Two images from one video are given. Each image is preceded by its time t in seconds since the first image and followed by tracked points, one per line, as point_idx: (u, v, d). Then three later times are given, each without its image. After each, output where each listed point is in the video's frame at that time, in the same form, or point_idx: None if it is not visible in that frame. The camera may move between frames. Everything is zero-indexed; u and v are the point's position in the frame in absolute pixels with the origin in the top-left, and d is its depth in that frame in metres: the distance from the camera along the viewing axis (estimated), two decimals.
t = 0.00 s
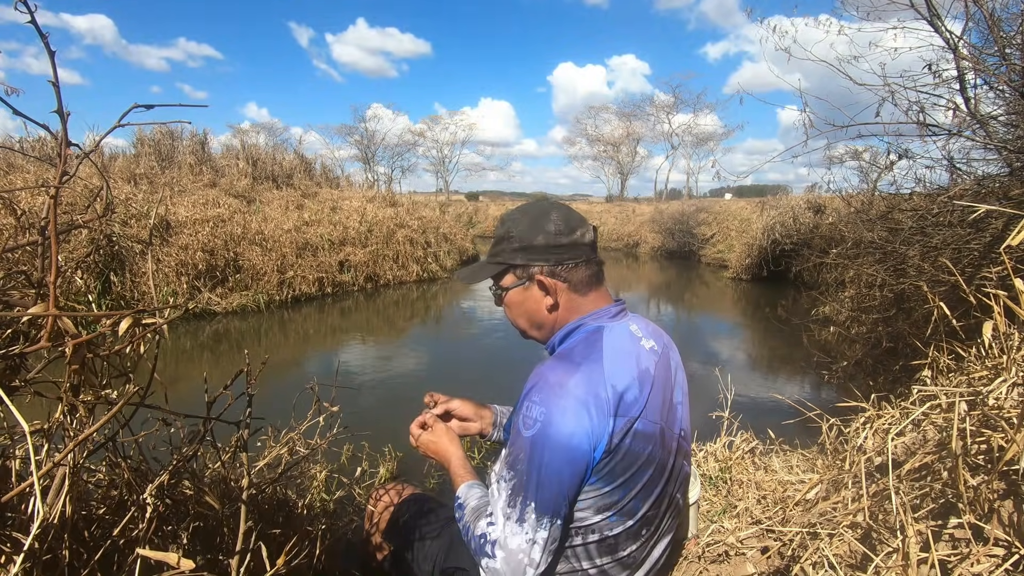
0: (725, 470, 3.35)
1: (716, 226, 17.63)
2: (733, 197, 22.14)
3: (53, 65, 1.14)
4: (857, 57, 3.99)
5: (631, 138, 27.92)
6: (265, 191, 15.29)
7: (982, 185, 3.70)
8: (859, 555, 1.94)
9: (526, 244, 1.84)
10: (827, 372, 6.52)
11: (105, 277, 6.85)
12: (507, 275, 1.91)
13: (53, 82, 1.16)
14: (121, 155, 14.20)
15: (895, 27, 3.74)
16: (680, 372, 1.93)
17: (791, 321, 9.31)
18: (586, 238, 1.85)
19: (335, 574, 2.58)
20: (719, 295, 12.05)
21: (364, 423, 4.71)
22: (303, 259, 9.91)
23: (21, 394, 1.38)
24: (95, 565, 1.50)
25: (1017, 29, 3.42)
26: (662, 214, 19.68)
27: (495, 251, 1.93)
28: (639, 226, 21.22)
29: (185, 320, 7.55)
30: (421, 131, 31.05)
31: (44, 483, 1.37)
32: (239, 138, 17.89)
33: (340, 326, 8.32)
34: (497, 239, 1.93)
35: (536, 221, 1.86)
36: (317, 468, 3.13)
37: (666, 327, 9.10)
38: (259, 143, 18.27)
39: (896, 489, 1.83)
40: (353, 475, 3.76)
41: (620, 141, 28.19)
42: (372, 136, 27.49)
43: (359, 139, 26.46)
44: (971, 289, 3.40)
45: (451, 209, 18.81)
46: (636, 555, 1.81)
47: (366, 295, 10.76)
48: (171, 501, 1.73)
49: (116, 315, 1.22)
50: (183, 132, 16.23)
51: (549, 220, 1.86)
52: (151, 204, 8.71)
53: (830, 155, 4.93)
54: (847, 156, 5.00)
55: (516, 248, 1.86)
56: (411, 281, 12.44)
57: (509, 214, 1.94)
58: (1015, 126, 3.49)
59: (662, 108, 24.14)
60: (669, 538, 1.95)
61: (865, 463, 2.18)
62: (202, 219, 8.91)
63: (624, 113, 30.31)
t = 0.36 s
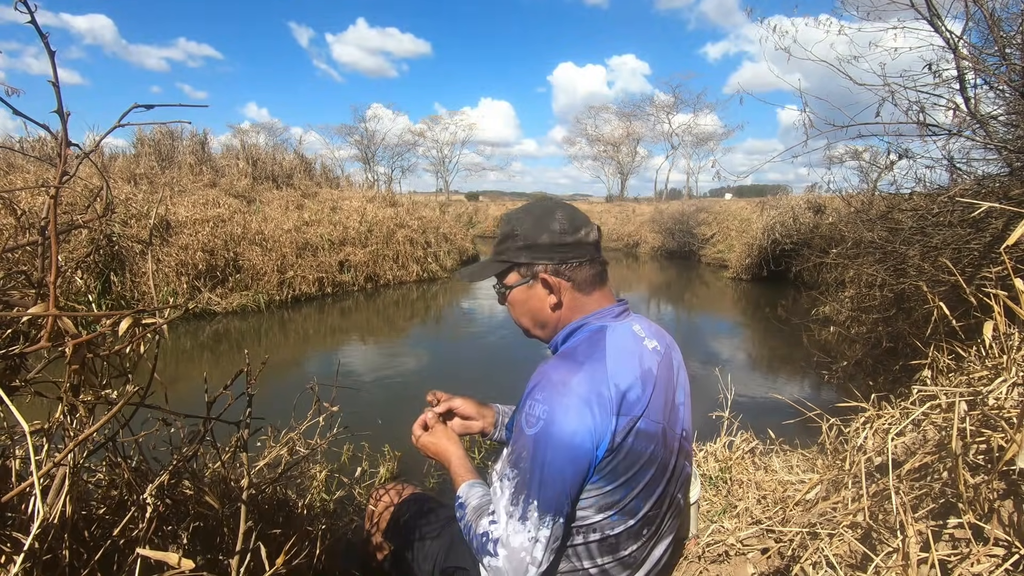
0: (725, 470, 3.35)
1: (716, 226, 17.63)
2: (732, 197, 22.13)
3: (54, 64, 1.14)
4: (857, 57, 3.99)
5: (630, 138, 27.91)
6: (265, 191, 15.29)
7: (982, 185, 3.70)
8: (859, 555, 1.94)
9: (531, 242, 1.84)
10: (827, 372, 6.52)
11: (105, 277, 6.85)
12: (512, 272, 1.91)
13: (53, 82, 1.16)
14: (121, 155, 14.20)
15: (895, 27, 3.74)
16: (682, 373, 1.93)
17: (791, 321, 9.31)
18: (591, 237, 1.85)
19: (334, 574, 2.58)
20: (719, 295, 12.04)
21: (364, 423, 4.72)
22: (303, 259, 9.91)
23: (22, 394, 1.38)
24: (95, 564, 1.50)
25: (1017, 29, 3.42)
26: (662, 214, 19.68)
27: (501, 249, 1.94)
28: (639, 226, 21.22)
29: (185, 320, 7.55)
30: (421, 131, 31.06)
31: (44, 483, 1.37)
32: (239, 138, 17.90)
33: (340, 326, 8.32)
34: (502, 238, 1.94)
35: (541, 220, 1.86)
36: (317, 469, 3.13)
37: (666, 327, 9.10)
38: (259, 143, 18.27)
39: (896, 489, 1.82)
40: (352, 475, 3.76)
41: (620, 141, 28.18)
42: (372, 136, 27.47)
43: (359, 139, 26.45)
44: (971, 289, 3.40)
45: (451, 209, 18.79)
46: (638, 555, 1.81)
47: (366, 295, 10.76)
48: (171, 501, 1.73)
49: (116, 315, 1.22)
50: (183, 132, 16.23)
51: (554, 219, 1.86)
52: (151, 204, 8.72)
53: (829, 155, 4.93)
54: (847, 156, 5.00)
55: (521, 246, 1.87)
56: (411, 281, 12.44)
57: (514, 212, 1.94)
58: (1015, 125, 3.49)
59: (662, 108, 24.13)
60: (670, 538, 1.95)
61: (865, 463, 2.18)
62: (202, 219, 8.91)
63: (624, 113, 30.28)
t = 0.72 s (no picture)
0: (725, 470, 3.35)
1: (716, 226, 17.63)
2: (732, 197, 22.12)
3: (53, 64, 1.14)
4: (857, 57, 3.99)
5: (631, 138, 27.90)
6: (265, 191, 15.29)
7: (982, 185, 3.70)
8: (859, 555, 1.94)
9: (535, 241, 1.84)
10: (827, 372, 6.52)
11: (105, 277, 6.85)
12: (515, 272, 1.92)
13: (52, 82, 1.16)
14: (121, 155, 14.20)
15: (895, 27, 3.74)
16: (685, 375, 1.92)
17: (791, 321, 9.31)
18: (595, 236, 1.84)
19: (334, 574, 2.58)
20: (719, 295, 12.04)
21: (364, 423, 4.72)
22: (303, 259, 9.91)
23: (21, 394, 1.38)
24: (95, 564, 1.50)
25: (1017, 29, 3.42)
26: (662, 214, 19.69)
27: (504, 248, 1.94)
28: (639, 226, 21.21)
29: (185, 320, 7.55)
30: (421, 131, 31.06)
31: (45, 482, 1.37)
32: (239, 138, 17.90)
33: (340, 326, 8.32)
34: (506, 236, 1.94)
35: (545, 219, 1.86)
36: (316, 469, 3.13)
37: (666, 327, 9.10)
38: (259, 143, 18.28)
39: (896, 489, 1.83)
40: (352, 475, 3.76)
41: (620, 141, 28.17)
42: (372, 136, 27.47)
43: (359, 139, 26.45)
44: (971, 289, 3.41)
45: (451, 209, 18.79)
46: (639, 556, 1.81)
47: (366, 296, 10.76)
48: (171, 501, 1.73)
49: (116, 315, 1.22)
50: (183, 132, 16.24)
51: (558, 218, 1.86)
52: (151, 204, 8.72)
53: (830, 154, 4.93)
54: (847, 156, 5.00)
55: (525, 245, 1.87)
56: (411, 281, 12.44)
57: (518, 211, 1.94)
58: (1014, 126, 3.49)
59: (662, 107, 24.13)
60: (671, 539, 1.95)
61: (865, 463, 2.18)
62: (202, 220, 8.91)
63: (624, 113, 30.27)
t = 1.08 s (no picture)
0: (725, 470, 3.35)
1: (716, 226, 17.63)
2: (732, 197, 22.12)
3: (53, 64, 1.14)
4: (857, 57, 3.99)
5: (631, 138, 27.90)
6: (265, 191, 15.29)
7: (982, 185, 3.70)
8: (859, 555, 1.93)
9: (542, 238, 1.85)
10: (827, 372, 6.52)
11: (104, 277, 6.85)
12: (523, 268, 1.92)
13: (52, 81, 1.16)
14: (121, 155, 14.20)
15: (895, 27, 3.74)
16: (688, 374, 1.94)
17: (791, 321, 9.31)
18: (602, 235, 1.85)
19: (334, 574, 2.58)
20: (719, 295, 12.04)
21: (363, 423, 4.72)
22: (303, 259, 9.91)
23: (21, 394, 1.38)
24: (95, 564, 1.50)
25: (1017, 29, 3.42)
26: (662, 214, 19.68)
27: (511, 245, 1.95)
28: (639, 226, 21.20)
29: (185, 320, 7.55)
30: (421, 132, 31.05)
31: (45, 483, 1.37)
32: (238, 138, 17.90)
33: (340, 326, 8.32)
34: (514, 234, 1.94)
35: (553, 217, 1.86)
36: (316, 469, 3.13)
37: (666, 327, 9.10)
38: (259, 143, 18.28)
39: (896, 489, 1.83)
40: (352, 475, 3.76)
41: (620, 141, 28.17)
42: (371, 136, 27.46)
43: (359, 139, 26.44)
44: (971, 289, 3.41)
45: (451, 208, 18.78)
46: (641, 551, 1.81)
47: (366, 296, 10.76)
48: (171, 501, 1.73)
49: (115, 315, 1.22)
50: (183, 132, 16.24)
51: (566, 216, 1.87)
52: (151, 204, 8.72)
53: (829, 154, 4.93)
54: (848, 156, 5.00)
55: (532, 242, 1.87)
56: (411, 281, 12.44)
57: (528, 209, 1.95)
58: (1014, 126, 3.49)
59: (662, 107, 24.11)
60: (673, 537, 1.95)
61: (865, 463, 2.18)
62: (202, 219, 8.91)
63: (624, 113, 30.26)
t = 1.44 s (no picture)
0: (725, 469, 3.35)
1: (716, 226, 17.64)
2: (732, 197, 22.13)
3: (53, 64, 1.14)
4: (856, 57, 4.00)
5: (631, 138, 27.90)
6: (265, 191, 15.29)
7: (982, 185, 3.70)
8: (859, 555, 1.93)
9: (557, 234, 1.85)
10: (827, 372, 6.52)
11: (105, 276, 6.85)
12: (538, 262, 1.92)
13: (52, 81, 1.16)
14: (121, 155, 14.20)
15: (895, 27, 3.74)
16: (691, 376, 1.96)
17: (791, 321, 9.32)
18: (615, 233, 1.86)
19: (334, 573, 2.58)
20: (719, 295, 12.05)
21: (364, 423, 4.72)
22: (303, 259, 9.91)
23: (21, 394, 1.38)
24: (95, 564, 1.50)
25: (1017, 29, 3.42)
26: (663, 214, 19.69)
27: (527, 241, 1.95)
28: (639, 226, 21.21)
29: (185, 320, 7.55)
30: (420, 132, 31.04)
31: (45, 483, 1.37)
32: (238, 138, 17.90)
33: (340, 326, 8.32)
34: (529, 229, 1.94)
35: (568, 213, 1.87)
36: (317, 469, 3.13)
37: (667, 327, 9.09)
38: (259, 143, 18.28)
39: (895, 488, 1.83)
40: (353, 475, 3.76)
41: (620, 141, 28.16)
42: (371, 136, 27.46)
43: (359, 139, 26.43)
44: (971, 289, 3.41)
45: (451, 208, 18.78)
46: (645, 543, 1.81)
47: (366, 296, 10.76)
48: (171, 501, 1.73)
49: (116, 315, 1.22)
50: (183, 132, 16.24)
51: (580, 213, 1.88)
52: (151, 204, 8.72)
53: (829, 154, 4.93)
54: (848, 156, 5.00)
55: (547, 238, 1.87)
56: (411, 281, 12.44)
57: (542, 206, 1.96)
58: (1014, 126, 3.49)
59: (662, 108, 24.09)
60: (675, 533, 1.95)
61: (865, 463, 2.18)
62: (202, 219, 8.92)
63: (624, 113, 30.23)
